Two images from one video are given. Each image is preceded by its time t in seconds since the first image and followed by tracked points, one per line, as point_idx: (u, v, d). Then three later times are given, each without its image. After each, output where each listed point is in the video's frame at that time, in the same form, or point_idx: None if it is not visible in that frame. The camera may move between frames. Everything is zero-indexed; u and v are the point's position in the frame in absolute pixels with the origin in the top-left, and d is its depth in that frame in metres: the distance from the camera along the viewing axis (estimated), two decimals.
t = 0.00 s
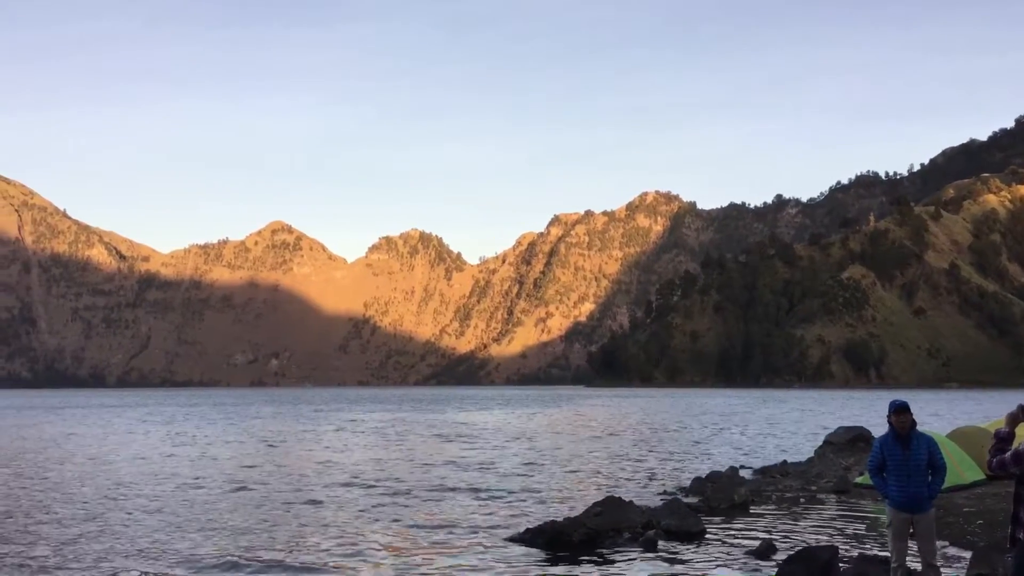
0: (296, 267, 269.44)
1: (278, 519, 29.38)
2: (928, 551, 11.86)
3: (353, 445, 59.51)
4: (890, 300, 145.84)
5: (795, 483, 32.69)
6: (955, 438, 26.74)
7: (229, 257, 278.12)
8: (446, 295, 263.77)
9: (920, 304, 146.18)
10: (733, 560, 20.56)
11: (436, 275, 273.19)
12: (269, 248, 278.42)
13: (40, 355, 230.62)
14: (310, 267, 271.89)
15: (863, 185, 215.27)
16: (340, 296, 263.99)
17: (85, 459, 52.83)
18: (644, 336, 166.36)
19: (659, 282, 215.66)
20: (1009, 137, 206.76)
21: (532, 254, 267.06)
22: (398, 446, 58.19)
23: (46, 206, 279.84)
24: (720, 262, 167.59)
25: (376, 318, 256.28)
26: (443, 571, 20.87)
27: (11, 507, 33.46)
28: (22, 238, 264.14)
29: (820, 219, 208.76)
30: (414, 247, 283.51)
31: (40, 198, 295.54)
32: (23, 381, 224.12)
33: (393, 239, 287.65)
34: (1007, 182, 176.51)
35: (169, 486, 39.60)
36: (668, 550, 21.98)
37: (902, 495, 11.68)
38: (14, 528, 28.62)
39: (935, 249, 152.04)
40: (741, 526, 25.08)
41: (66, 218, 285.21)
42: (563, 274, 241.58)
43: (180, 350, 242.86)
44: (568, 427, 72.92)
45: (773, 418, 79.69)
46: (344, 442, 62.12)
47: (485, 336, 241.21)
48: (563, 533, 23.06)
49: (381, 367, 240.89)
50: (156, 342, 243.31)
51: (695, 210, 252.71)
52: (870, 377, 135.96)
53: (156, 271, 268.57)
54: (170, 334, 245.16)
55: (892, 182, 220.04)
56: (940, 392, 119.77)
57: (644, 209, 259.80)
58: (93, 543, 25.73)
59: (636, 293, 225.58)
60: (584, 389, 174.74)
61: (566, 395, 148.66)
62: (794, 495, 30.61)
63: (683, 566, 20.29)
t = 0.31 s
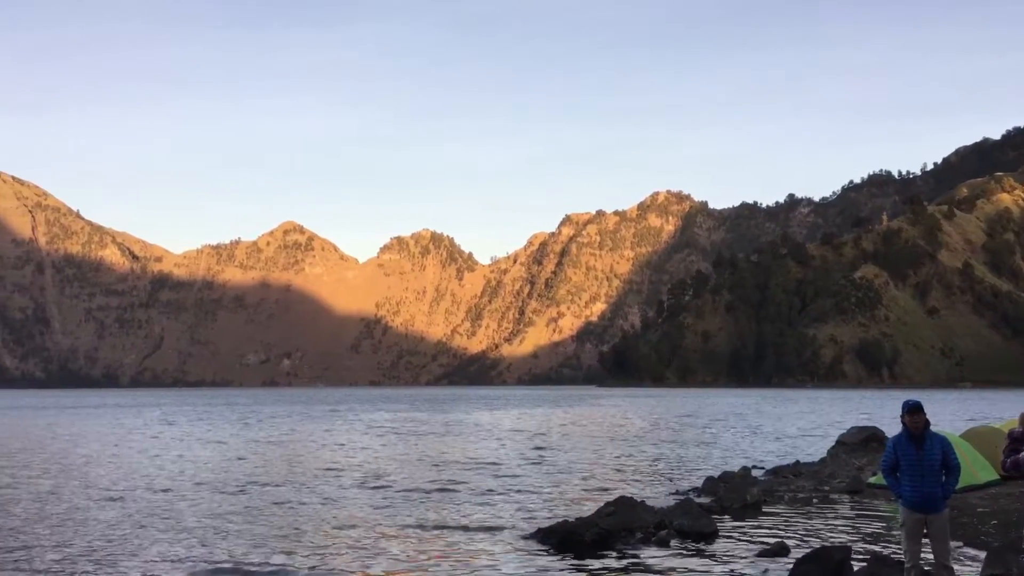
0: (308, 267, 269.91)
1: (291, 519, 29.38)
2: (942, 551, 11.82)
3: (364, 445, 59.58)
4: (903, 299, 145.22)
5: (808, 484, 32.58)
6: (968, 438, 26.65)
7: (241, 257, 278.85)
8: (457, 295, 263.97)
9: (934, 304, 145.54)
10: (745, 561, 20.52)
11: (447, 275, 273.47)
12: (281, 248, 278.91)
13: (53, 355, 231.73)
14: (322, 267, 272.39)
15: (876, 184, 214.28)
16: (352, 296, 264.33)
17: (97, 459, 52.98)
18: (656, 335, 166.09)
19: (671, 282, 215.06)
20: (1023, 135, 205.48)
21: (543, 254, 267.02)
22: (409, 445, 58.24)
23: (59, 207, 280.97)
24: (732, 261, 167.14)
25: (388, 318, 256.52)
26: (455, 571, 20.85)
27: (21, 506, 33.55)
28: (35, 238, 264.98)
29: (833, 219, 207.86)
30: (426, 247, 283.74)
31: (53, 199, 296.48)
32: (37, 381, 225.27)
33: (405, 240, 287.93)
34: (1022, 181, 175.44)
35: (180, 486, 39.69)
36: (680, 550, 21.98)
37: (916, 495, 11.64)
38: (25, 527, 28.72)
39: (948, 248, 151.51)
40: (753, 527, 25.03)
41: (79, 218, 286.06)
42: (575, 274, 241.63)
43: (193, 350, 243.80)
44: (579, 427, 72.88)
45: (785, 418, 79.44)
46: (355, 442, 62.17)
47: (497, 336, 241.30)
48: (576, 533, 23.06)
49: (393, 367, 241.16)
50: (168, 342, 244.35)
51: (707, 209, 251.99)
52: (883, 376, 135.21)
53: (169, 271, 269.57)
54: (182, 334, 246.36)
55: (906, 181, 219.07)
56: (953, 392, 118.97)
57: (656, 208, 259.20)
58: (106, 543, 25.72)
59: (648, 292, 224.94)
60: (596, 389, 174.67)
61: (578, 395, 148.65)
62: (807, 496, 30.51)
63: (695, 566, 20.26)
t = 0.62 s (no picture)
0: (326, 267, 270.81)
1: (310, 519, 29.41)
2: (963, 552, 11.75)
3: (382, 445, 59.78)
4: (924, 299, 144.27)
5: (828, 485, 32.47)
6: (990, 440, 26.35)
7: (260, 257, 280.39)
8: (475, 296, 264.58)
9: (955, 304, 144.45)
10: (764, 562, 20.46)
11: (465, 275, 274.06)
12: (300, 249, 279.92)
13: (74, 356, 233.83)
14: (340, 267, 273.36)
15: (896, 183, 212.58)
16: (370, 296, 264.97)
17: (118, 458, 53.36)
18: (674, 336, 165.73)
19: (689, 282, 214.31)
20: None
21: (561, 254, 266.93)
22: (427, 446, 58.46)
23: (80, 207, 282.73)
24: (750, 262, 166.43)
25: (405, 318, 256.96)
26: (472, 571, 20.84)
27: (40, 506, 33.74)
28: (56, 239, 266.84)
29: (852, 219, 206.59)
30: (443, 247, 284.59)
31: (73, 200, 298.07)
32: (58, 380, 227.24)
33: (422, 240, 288.46)
34: None
35: (199, 485, 39.89)
36: (698, 552, 21.91)
37: (937, 497, 11.58)
38: (44, 527, 28.89)
39: (969, 248, 150.49)
40: (772, 528, 24.91)
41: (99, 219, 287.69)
42: (592, 274, 241.55)
43: (212, 351, 245.25)
44: (596, 428, 72.87)
45: (805, 418, 79.04)
46: (374, 442, 62.44)
47: (514, 336, 241.40)
48: (593, 534, 23.02)
49: (411, 367, 241.58)
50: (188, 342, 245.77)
51: (725, 209, 250.89)
52: (903, 377, 134.22)
53: (188, 272, 271.29)
54: (202, 335, 248.02)
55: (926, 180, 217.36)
56: (975, 393, 117.87)
57: (673, 208, 258.27)
58: (126, 543, 25.72)
59: (665, 293, 224.36)
60: (613, 390, 174.62)
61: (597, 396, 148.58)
62: (827, 497, 30.40)
63: (714, 567, 20.21)
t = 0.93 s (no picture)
0: (344, 267, 271.61)
1: (328, 518, 29.54)
2: (983, 553, 11.70)
3: (399, 445, 59.91)
4: (943, 299, 143.68)
5: (846, 486, 32.38)
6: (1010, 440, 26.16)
7: (277, 257, 281.59)
8: (492, 296, 265.20)
9: (975, 304, 143.88)
10: (783, 562, 20.42)
11: (481, 275, 274.47)
12: (317, 249, 280.89)
13: (93, 356, 235.31)
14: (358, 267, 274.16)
15: (915, 182, 211.21)
16: (387, 296, 265.50)
17: (137, 457, 53.75)
18: (691, 335, 165.19)
19: (706, 282, 213.71)
20: None
21: (577, 254, 266.81)
22: (444, 446, 58.59)
23: (99, 207, 284.40)
24: (767, 261, 165.72)
25: (422, 318, 257.33)
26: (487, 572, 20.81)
27: (59, 505, 33.97)
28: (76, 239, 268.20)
29: (871, 218, 205.52)
30: (460, 247, 285.44)
31: (93, 200, 299.64)
32: (77, 380, 228.69)
33: (439, 240, 288.97)
34: None
35: (219, 484, 40.06)
36: (716, 552, 21.90)
37: (956, 497, 11.52)
38: (64, 526, 29.07)
39: (990, 248, 149.63)
40: (790, 529, 24.85)
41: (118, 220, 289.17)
42: (609, 274, 241.41)
43: (231, 350, 246.41)
44: (613, 427, 72.85)
45: (823, 418, 78.78)
46: (391, 442, 62.58)
47: (531, 336, 241.56)
48: (611, 534, 23.02)
49: (427, 367, 241.79)
50: (207, 342, 246.82)
51: (743, 209, 250.02)
52: (922, 377, 133.56)
53: (207, 271, 272.66)
54: (220, 334, 249.13)
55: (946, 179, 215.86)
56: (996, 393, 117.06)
57: (691, 208, 257.26)
58: (148, 542, 25.91)
59: (682, 292, 223.98)
60: (629, 389, 174.37)
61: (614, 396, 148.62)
62: (846, 497, 30.31)
63: (731, 567, 20.22)
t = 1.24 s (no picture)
0: (363, 265, 272.34)
1: (347, 516, 29.55)
2: (1007, 553, 11.63)
3: (418, 443, 60.06)
4: (964, 297, 142.77)
5: (867, 485, 32.20)
6: None
7: (297, 255, 282.89)
8: (510, 294, 265.93)
9: (997, 301, 142.80)
10: (802, 561, 20.36)
11: (500, 273, 275.01)
12: (336, 248, 281.88)
13: (115, 354, 236.96)
14: (377, 265, 274.94)
15: (937, 178, 209.41)
16: (406, 294, 265.95)
17: (159, 455, 54.15)
18: (710, 333, 164.50)
19: (725, 280, 212.87)
20: None
21: (596, 252, 266.47)
22: (463, 444, 58.64)
23: (120, 207, 286.24)
24: (787, 259, 164.80)
25: (441, 316, 257.62)
26: (507, 570, 20.82)
27: (82, 502, 34.28)
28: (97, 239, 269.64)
29: (892, 215, 204.01)
30: (478, 246, 286.40)
31: (114, 199, 301.13)
32: (99, 378, 230.08)
33: (457, 239, 289.46)
34: None
35: (239, 481, 40.28)
36: (734, 550, 21.88)
37: (979, 497, 11.46)
38: (86, 523, 29.29)
39: (1012, 245, 148.51)
40: (810, 528, 24.77)
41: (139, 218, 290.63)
42: (628, 272, 241.16)
43: (251, 348, 247.52)
44: (633, 426, 72.69)
45: (844, 416, 78.23)
46: (410, 440, 62.68)
47: (550, 335, 241.62)
48: (630, 533, 23.03)
49: (446, 365, 242.15)
50: (227, 340, 248.13)
51: (762, 206, 248.78)
52: (943, 376, 132.71)
53: (227, 270, 274.15)
54: (240, 332, 250.40)
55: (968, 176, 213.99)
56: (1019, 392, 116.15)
57: (710, 205, 256.17)
58: (166, 539, 26.04)
59: (701, 290, 223.43)
60: (649, 387, 174.17)
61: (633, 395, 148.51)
62: (866, 496, 30.16)
63: (752, 565, 20.19)
